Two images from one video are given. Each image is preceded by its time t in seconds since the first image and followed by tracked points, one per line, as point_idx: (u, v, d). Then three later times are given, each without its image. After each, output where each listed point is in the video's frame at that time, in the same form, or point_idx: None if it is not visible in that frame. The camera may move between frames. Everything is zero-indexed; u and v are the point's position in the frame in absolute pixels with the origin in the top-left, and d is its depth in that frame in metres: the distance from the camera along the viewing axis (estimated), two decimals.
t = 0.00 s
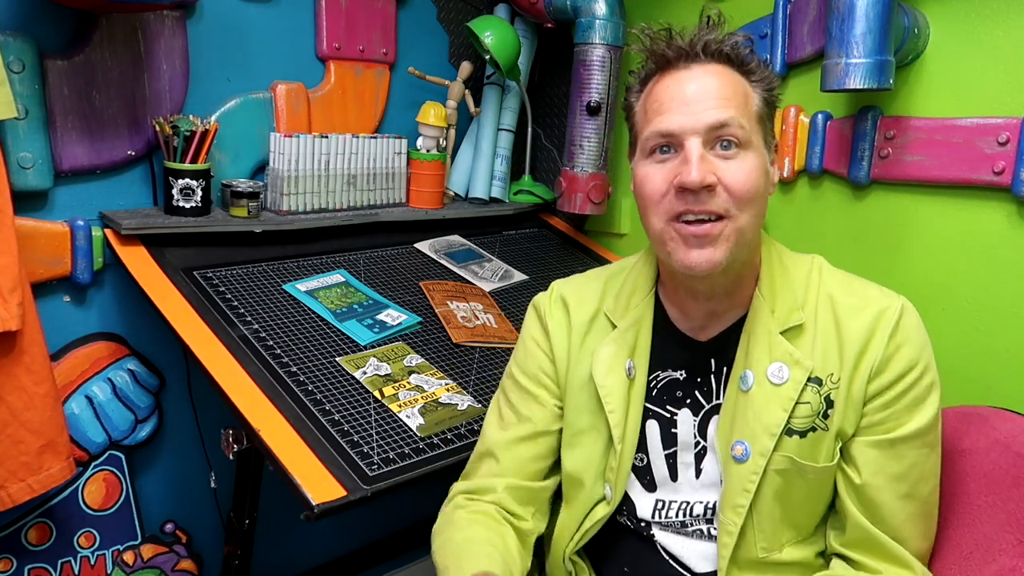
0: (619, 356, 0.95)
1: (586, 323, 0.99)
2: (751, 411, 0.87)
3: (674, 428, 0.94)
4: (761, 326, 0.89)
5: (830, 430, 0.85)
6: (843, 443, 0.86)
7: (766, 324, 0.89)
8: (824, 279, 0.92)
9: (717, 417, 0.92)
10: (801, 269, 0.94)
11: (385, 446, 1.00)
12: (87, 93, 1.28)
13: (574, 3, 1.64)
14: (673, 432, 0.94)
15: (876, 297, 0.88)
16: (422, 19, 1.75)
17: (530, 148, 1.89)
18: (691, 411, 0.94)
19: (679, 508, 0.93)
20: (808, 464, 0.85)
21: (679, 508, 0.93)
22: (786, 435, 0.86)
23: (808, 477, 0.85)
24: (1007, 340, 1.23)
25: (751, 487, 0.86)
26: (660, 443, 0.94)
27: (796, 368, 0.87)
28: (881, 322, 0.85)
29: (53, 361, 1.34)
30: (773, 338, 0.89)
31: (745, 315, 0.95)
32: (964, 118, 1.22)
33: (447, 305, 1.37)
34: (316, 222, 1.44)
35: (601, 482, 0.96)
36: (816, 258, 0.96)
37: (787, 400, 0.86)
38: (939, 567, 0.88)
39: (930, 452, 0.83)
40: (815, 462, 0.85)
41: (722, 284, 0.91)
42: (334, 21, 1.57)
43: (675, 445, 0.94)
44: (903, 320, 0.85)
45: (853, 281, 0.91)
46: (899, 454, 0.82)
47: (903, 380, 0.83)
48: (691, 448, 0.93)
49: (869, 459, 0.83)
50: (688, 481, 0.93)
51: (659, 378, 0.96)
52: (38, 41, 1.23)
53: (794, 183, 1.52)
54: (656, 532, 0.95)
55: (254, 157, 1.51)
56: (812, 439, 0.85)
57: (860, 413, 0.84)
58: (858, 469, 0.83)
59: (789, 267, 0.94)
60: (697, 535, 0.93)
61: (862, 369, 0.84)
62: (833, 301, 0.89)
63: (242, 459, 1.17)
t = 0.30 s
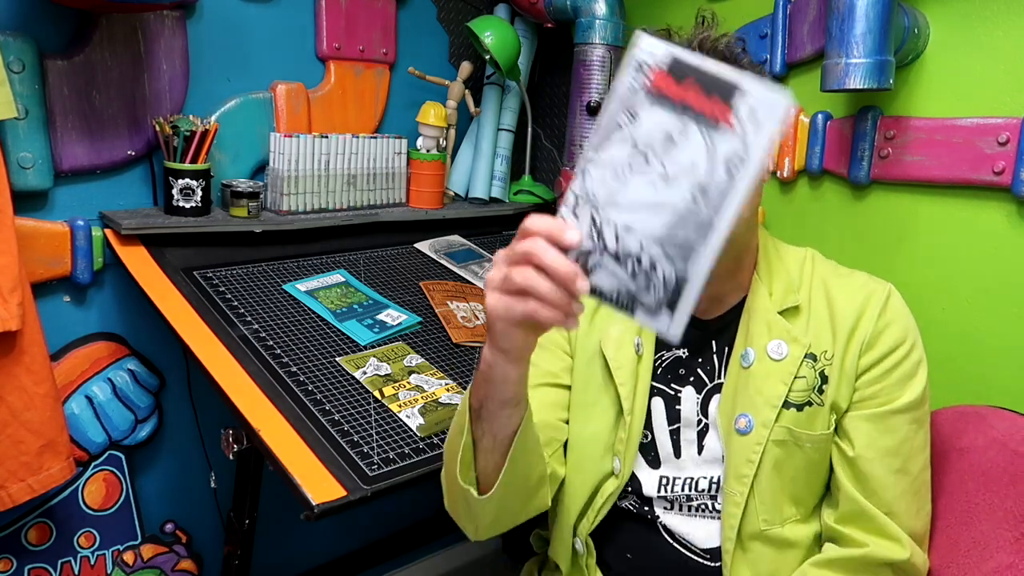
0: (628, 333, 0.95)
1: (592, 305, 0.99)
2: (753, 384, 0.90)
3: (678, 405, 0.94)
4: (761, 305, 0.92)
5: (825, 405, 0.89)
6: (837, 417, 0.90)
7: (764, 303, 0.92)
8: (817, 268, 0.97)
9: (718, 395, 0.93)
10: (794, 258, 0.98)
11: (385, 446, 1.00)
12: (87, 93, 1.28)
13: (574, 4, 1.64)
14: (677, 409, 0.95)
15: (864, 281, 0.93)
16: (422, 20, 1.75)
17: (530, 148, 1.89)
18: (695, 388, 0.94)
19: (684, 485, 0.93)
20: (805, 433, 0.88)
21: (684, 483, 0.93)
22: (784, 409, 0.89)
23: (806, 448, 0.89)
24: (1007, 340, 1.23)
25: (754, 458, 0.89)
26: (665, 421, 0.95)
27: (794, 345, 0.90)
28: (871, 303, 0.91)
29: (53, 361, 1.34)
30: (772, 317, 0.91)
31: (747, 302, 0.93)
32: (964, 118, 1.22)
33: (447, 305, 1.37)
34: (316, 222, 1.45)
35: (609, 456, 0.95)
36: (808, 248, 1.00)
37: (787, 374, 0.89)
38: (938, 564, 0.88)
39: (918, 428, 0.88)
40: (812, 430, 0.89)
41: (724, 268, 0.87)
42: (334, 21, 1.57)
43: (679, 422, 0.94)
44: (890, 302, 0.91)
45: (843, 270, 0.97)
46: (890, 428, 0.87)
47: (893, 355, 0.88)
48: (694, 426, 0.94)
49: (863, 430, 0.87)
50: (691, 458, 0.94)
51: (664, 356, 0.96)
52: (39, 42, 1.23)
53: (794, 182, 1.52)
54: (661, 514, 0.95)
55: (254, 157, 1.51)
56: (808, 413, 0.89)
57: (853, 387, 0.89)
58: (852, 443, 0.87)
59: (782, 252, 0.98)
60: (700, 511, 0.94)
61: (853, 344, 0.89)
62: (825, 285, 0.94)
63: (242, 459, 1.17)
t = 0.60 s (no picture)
0: (650, 333, 0.99)
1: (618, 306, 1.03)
2: (772, 373, 0.92)
3: (698, 397, 0.96)
4: (778, 298, 0.95)
5: (837, 396, 0.90)
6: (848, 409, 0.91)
7: (783, 297, 0.95)
8: (831, 266, 1.00)
9: (734, 386, 0.95)
10: (809, 258, 1.01)
11: (385, 446, 1.00)
12: (87, 93, 1.28)
13: (574, 3, 1.64)
14: (696, 401, 0.96)
15: (876, 280, 0.95)
16: (422, 19, 1.75)
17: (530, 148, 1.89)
18: (714, 380, 0.96)
19: (698, 472, 0.95)
20: (818, 420, 0.89)
21: (699, 472, 0.95)
22: (800, 398, 0.91)
23: (819, 435, 0.90)
24: (1007, 340, 1.23)
25: (774, 444, 0.90)
26: (684, 412, 0.96)
27: (811, 337, 0.93)
28: (883, 298, 0.93)
29: (53, 361, 1.34)
30: (790, 310, 0.94)
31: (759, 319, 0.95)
32: (964, 118, 1.22)
33: (447, 305, 1.37)
34: (316, 222, 1.45)
35: (637, 453, 0.98)
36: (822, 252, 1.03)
37: (805, 365, 0.91)
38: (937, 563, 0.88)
39: (925, 421, 0.88)
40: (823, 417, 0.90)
41: (742, 261, 0.93)
42: (334, 21, 1.57)
43: (698, 414, 0.96)
44: (902, 298, 0.93)
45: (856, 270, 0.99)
46: (898, 418, 0.87)
47: (902, 349, 0.90)
48: (712, 416, 0.95)
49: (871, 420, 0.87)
50: (707, 446, 0.95)
51: (684, 353, 0.99)
52: (38, 42, 1.23)
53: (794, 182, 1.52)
54: (672, 498, 0.97)
55: (254, 157, 1.51)
56: (822, 402, 0.90)
57: (864, 378, 0.90)
58: (861, 432, 0.88)
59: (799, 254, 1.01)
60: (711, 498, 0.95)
61: (865, 336, 0.91)
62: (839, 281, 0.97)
63: (242, 458, 1.17)
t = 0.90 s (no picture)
0: (658, 320, 0.99)
1: (631, 292, 1.04)
2: (785, 373, 0.92)
3: (704, 389, 0.97)
4: (794, 298, 0.95)
5: (849, 399, 0.90)
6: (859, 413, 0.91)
7: (799, 298, 0.95)
8: (849, 270, 1.00)
9: (741, 384, 0.96)
10: (828, 261, 1.01)
11: (385, 446, 1.00)
12: (87, 94, 1.28)
13: (574, 4, 1.63)
14: (702, 393, 0.97)
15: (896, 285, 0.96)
16: (422, 19, 1.75)
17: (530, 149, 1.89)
18: (721, 372, 0.97)
19: (702, 466, 0.96)
20: (829, 422, 0.90)
21: (702, 465, 0.97)
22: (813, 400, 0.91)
23: (828, 437, 0.90)
24: (1007, 340, 1.23)
25: (784, 445, 0.90)
26: (690, 403, 0.98)
27: (827, 339, 0.93)
28: (901, 304, 0.93)
29: (53, 361, 1.34)
30: (806, 310, 0.95)
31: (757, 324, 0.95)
32: (964, 118, 1.22)
33: (447, 305, 1.37)
34: (316, 222, 1.44)
35: (637, 438, 0.99)
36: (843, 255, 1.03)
37: (818, 366, 0.91)
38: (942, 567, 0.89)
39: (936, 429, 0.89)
40: (835, 419, 0.90)
41: (756, 257, 0.94)
42: (334, 21, 1.57)
43: (704, 405, 0.97)
44: (921, 305, 0.93)
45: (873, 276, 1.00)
46: (909, 423, 0.87)
47: (918, 356, 0.90)
48: (718, 410, 0.96)
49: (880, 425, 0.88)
50: (711, 440, 0.96)
51: (693, 342, 1.00)
52: (38, 42, 1.23)
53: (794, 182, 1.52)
54: (673, 501, 0.98)
55: (254, 157, 1.51)
56: (833, 405, 0.90)
57: (877, 383, 0.90)
58: (870, 437, 0.88)
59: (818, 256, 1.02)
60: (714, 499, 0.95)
61: (882, 340, 0.91)
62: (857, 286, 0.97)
63: (242, 459, 1.17)
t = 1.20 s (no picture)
0: (639, 344, 0.97)
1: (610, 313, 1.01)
2: (775, 405, 0.90)
3: (689, 417, 0.95)
4: (788, 322, 0.92)
5: (845, 432, 0.88)
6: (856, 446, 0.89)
7: (794, 321, 0.92)
8: (850, 282, 0.96)
9: (730, 410, 0.94)
10: (828, 271, 0.98)
11: (385, 446, 1.00)
12: (87, 93, 1.28)
13: (574, 4, 1.63)
14: (688, 422, 0.95)
15: (902, 301, 0.92)
16: (422, 19, 1.75)
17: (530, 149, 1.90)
18: (707, 401, 0.95)
19: (688, 498, 0.94)
20: (822, 463, 0.87)
21: (688, 497, 0.94)
22: (805, 433, 0.89)
23: (820, 476, 0.87)
24: (1007, 340, 1.23)
25: (769, 484, 0.88)
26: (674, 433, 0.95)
27: (822, 367, 0.90)
28: (904, 328, 0.90)
29: (53, 361, 1.34)
30: (801, 335, 0.91)
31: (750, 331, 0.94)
32: (964, 118, 1.22)
33: (447, 305, 1.37)
34: (316, 222, 1.45)
35: (616, 470, 0.97)
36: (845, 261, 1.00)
37: (811, 398, 0.89)
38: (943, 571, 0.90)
39: (939, 461, 0.87)
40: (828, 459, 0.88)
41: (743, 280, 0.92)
42: (334, 21, 1.57)
43: (689, 436, 0.95)
44: (926, 327, 0.90)
45: (878, 286, 0.96)
46: (911, 461, 0.86)
47: (921, 386, 0.87)
48: (705, 440, 0.94)
49: (880, 463, 0.86)
50: (698, 471, 0.94)
51: (678, 367, 0.98)
52: (38, 42, 1.23)
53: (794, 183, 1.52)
54: (660, 527, 0.96)
55: (254, 156, 1.51)
56: (827, 439, 0.88)
57: (876, 415, 0.88)
58: (870, 472, 0.87)
59: (816, 267, 0.98)
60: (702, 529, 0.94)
61: (882, 371, 0.88)
62: (858, 304, 0.93)
63: (241, 459, 1.17)
